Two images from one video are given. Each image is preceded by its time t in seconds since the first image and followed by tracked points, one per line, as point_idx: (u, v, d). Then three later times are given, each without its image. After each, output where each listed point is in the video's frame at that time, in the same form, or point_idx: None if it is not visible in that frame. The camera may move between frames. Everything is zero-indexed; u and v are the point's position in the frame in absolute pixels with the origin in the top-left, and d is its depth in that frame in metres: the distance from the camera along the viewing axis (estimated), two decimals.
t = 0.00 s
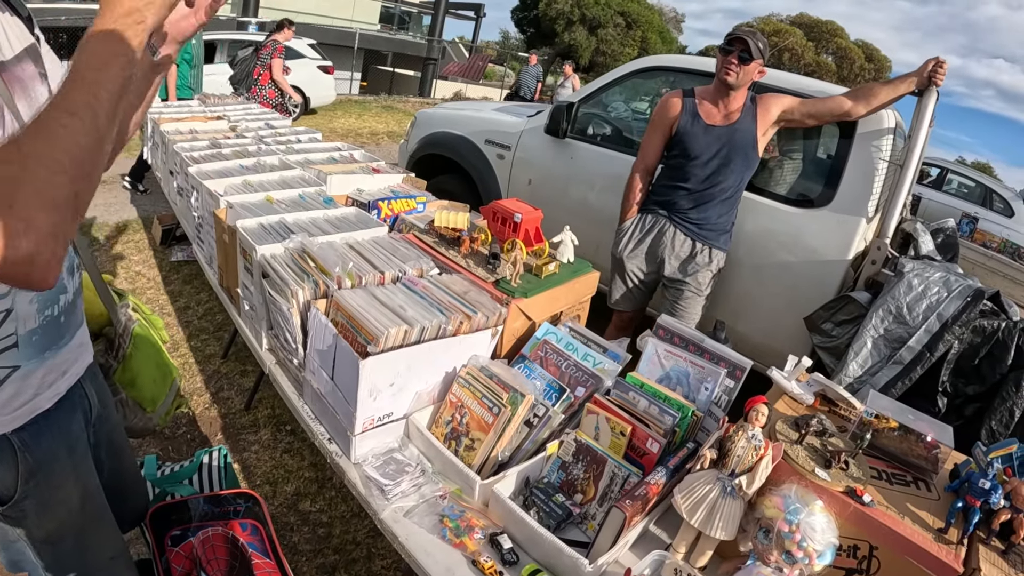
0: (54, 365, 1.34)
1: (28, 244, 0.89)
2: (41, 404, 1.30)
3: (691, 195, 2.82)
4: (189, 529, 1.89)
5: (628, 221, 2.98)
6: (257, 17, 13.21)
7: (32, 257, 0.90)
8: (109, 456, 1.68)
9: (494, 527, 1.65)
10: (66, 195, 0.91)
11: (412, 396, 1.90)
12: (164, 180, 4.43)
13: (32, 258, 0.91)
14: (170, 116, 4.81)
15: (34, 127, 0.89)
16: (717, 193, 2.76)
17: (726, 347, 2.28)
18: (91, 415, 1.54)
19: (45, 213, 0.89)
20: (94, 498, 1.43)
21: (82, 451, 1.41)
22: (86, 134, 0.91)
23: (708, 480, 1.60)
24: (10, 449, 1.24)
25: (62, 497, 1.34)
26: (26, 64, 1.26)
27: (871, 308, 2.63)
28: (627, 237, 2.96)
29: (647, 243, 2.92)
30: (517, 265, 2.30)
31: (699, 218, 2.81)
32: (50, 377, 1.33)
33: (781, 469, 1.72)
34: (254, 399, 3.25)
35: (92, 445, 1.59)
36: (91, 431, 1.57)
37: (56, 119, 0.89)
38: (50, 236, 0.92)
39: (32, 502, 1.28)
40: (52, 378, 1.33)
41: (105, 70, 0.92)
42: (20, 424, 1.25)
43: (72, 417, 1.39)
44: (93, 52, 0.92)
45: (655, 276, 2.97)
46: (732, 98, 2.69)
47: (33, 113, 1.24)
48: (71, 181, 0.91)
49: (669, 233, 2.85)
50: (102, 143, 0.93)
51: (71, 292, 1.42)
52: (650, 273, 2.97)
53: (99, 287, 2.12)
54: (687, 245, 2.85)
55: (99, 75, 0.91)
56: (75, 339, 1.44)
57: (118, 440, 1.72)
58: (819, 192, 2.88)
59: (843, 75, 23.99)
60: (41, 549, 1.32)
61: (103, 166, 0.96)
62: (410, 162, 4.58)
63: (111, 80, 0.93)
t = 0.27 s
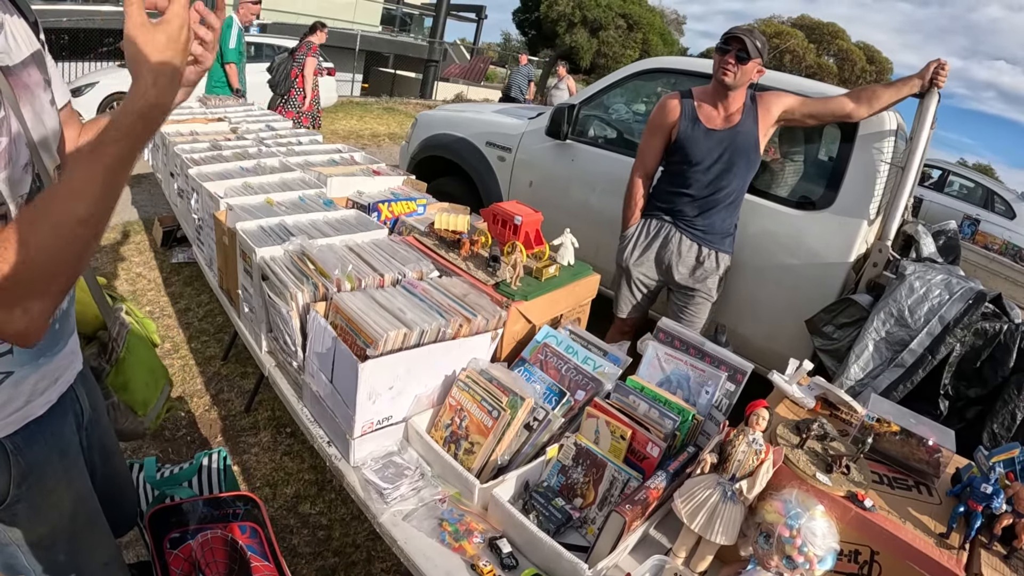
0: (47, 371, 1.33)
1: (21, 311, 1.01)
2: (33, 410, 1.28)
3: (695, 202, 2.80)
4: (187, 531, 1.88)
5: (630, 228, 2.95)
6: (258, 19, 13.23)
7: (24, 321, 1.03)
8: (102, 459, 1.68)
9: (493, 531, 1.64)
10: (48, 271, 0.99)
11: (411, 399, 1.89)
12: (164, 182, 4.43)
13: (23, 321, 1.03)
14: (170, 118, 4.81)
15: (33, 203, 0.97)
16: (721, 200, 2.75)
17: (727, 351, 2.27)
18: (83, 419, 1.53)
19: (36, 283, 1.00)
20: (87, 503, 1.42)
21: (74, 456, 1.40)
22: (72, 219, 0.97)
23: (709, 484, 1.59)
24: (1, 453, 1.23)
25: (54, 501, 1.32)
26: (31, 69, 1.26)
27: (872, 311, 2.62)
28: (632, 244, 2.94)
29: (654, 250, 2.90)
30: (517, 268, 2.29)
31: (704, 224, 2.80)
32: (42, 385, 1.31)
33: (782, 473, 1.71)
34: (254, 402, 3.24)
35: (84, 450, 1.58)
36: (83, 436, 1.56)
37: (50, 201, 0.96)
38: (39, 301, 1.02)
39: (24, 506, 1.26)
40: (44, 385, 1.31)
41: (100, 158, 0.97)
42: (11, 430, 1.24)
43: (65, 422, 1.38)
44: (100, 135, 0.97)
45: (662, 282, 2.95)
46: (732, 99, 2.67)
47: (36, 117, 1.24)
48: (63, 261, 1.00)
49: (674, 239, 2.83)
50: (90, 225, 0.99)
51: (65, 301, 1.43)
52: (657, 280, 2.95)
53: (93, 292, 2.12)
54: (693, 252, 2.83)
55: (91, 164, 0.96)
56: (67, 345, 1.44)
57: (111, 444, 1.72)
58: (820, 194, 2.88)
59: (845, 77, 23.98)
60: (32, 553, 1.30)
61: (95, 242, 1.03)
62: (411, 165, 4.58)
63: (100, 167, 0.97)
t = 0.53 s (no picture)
0: (47, 376, 1.33)
1: None
2: (34, 416, 1.28)
3: (699, 209, 2.78)
4: (188, 534, 1.87)
5: (634, 235, 2.91)
6: (260, 20, 13.25)
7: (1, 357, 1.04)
8: (103, 460, 1.68)
9: (495, 534, 1.63)
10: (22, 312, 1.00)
11: (412, 402, 1.89)
12: (166, 183, 4.43)
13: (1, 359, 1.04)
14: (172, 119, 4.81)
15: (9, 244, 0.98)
16: (726, 207, 2.74)
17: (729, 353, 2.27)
18: (84, 423, 1.53)
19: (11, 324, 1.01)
20: (89, 507, 1.42)
21: (75, 459, 1.40)
22: (45, 266, 0.97)
23: (711, 487, 1.58)
24: (3, 458, 1.23)
25: (56, 505, 1.32)
26: (29, 71, 1.26)
27: (875, 314, 2.62)
28: (635, 253, 2.91)
29: (657, 257, 2.88)
30: (519, 270, 2.29)
31: (709, 231, 2.79)
32: (43, 390, 1.32)
33: (785, 476, 1.70)
34: (255, 403, 3.24)
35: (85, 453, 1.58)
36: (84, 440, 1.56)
37: (26, 247, 0.96)
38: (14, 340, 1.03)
39: (27, 511, 1.25)
40: (44, 390, 1.32)
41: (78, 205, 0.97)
42: (13, 436, 1.24)
43: (65, 427, 1.39)
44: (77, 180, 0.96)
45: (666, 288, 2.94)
46: (735, 101, 2.61)
47: (35, 121, 1.24)
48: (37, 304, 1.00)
49: (679, 247, 2.81)
50: (65, 271, 0.99)
51: (65, 305, 1.41)
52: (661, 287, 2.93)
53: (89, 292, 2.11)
54: (696, 259, 2.82)
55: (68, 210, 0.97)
56: (68, 349, 1.44)
57: (112, 447, 1.72)
58: (823, 196, 2.87)
59: (846, 79, 23.98)
60: (34, 558, 1.29)
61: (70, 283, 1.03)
62: (413, 166, 4.58)
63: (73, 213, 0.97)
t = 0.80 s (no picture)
0: (50, 384, 1.32)
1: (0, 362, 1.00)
2: (37, 425, 1.28)
3: (701, 212, 2.77)
4: (190, 535, 1.86)
5: (635, 241, 2.90)
6: (262, 22, 13.28)
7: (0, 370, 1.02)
8: (110, 470, 1.64)
9: (498, 536, 1.63)
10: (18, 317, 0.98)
11: (414, 404, 1.89)
12: (168, 185, 4.44)
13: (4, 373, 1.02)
14: (174, 120, 4.82)
15: (4, 239, 0.96)
16: (728, 208, 2.74)
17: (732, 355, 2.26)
18: (88, 431, 1.51)
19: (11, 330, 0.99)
20: (90, 519, 1.41)
21: (77, 468, 1.40)
22: (40, 259, 0.95)
23: (714, 490, 1.58)
24: (4, 470, 1.22)
25: (57, 515, 1.32)
26: (18, 73, 1.24)
27: (877, 316, 2.61)
28: (636, 258, 2.91)
29: (659, 263, 2.89)
30: (522, 272, 2.29)
31: (709, 234, 2.80)
32: (46, 397, 1.31)
33: (788, 479, 1.70)
34: (257, 405, 3.24)
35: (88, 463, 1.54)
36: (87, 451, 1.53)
37: (23, 237, 0.94)
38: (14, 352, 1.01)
39: (28, 522, 1.25)
40: (47, 398, 1.31)
41: (67, 198, 0.95)
42: (15, 446, 1.23)
43: (69, 436, 1.39)
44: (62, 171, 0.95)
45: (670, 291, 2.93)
46: (738, 101, 2.60)
47: (28, 123, 1.24)
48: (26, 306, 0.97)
49: (679, 251, 2.82)
50: (61, 260, 0.97)
51: (66, 310, 1.39)
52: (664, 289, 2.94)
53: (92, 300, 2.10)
54: (699, 263, 2.83)
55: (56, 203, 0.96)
56: (71, 356, 1.44)
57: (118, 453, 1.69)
58: (825, 198, 2.87)
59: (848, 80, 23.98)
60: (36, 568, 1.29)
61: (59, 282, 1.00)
62: (415, 168, 4.58)
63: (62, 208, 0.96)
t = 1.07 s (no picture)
0: (52, 394, 1.33)
1: None
2: (38, 436, 1.29)
3: (700, 212, 2.77)
4: (194, 535, 1.84)
5: (634, 241, 2.91)
6: (265, 23, 13.32)
7: None
8: (120, 486, 1.70)
9: (501, 538, 1.63)
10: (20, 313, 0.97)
11: (419, 405, 1.89)
12: (171, 186, 4.45)
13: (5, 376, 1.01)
14: (177, 121, 4.83)
15: None
16: (728, 207, 2.73)
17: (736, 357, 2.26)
18: (92, 450, 1.55)
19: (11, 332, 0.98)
20: (94, 541, 1.42)
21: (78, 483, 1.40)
22: (25, 265, 0.95)
23: (718, 491, 1.58)
24: (6, 485, 1.22)
25: (59, 531, 1.32)
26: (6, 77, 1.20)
27: (880, 318, 2.61)
28: (634, 260, 2.91)
29: (657, 264, 2.89)
30: (526, 274, 2.30)
31: (708, 238, 2.79)
32: (47, 408, 1.32)
33: (792, 481, 1.70)
34: (260, 406, 3.25)
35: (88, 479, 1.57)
36: (92, 468, 1.58)
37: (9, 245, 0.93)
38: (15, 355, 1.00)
39: (29, 538, 1.25)
40: (48, 408, 1.32)
41: (58, 186, 0.96)
42: (16, 458, 1.24)
43: (71, 452, 1.40)
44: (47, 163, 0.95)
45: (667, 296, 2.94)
46: (741, 100, 2.60)
47: (15, 131, 1.20)
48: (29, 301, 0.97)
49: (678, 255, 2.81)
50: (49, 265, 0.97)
51: (68, 316, 1.38)
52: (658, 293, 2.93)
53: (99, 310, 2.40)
54: (697, 267, 2.81)
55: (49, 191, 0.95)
56: (74, 365, 1.44)
57: (128, 468, 1.72)
58: (828, 200, 2.87)
59: (850, 82, 23.97)
60: None
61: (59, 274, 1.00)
62: (418, 169, 4.59)
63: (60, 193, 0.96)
